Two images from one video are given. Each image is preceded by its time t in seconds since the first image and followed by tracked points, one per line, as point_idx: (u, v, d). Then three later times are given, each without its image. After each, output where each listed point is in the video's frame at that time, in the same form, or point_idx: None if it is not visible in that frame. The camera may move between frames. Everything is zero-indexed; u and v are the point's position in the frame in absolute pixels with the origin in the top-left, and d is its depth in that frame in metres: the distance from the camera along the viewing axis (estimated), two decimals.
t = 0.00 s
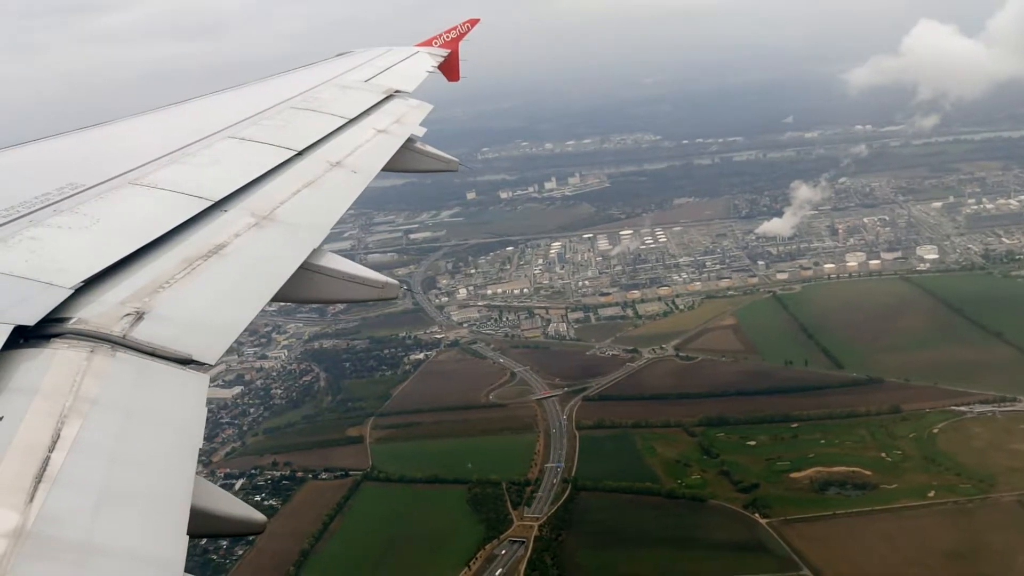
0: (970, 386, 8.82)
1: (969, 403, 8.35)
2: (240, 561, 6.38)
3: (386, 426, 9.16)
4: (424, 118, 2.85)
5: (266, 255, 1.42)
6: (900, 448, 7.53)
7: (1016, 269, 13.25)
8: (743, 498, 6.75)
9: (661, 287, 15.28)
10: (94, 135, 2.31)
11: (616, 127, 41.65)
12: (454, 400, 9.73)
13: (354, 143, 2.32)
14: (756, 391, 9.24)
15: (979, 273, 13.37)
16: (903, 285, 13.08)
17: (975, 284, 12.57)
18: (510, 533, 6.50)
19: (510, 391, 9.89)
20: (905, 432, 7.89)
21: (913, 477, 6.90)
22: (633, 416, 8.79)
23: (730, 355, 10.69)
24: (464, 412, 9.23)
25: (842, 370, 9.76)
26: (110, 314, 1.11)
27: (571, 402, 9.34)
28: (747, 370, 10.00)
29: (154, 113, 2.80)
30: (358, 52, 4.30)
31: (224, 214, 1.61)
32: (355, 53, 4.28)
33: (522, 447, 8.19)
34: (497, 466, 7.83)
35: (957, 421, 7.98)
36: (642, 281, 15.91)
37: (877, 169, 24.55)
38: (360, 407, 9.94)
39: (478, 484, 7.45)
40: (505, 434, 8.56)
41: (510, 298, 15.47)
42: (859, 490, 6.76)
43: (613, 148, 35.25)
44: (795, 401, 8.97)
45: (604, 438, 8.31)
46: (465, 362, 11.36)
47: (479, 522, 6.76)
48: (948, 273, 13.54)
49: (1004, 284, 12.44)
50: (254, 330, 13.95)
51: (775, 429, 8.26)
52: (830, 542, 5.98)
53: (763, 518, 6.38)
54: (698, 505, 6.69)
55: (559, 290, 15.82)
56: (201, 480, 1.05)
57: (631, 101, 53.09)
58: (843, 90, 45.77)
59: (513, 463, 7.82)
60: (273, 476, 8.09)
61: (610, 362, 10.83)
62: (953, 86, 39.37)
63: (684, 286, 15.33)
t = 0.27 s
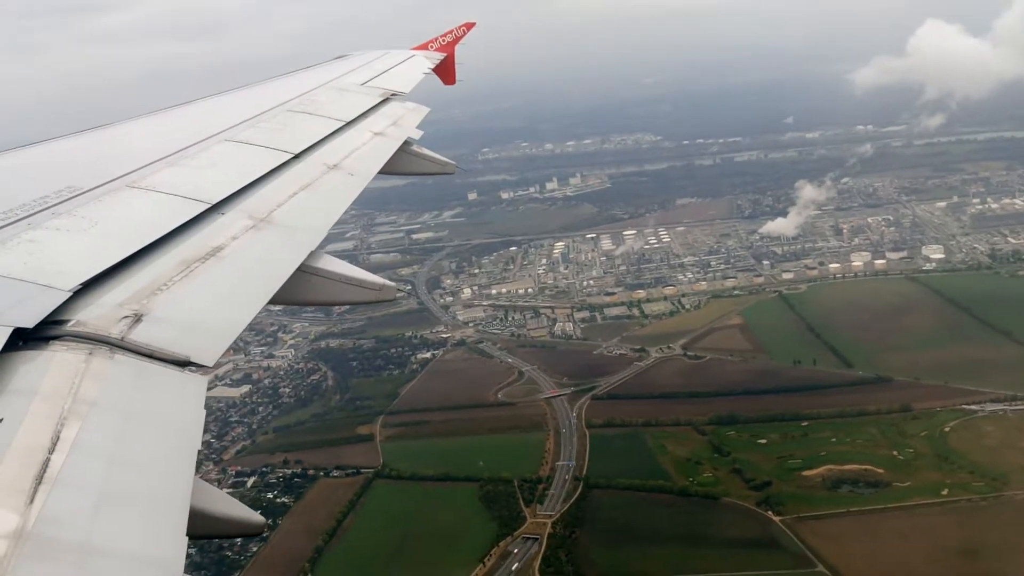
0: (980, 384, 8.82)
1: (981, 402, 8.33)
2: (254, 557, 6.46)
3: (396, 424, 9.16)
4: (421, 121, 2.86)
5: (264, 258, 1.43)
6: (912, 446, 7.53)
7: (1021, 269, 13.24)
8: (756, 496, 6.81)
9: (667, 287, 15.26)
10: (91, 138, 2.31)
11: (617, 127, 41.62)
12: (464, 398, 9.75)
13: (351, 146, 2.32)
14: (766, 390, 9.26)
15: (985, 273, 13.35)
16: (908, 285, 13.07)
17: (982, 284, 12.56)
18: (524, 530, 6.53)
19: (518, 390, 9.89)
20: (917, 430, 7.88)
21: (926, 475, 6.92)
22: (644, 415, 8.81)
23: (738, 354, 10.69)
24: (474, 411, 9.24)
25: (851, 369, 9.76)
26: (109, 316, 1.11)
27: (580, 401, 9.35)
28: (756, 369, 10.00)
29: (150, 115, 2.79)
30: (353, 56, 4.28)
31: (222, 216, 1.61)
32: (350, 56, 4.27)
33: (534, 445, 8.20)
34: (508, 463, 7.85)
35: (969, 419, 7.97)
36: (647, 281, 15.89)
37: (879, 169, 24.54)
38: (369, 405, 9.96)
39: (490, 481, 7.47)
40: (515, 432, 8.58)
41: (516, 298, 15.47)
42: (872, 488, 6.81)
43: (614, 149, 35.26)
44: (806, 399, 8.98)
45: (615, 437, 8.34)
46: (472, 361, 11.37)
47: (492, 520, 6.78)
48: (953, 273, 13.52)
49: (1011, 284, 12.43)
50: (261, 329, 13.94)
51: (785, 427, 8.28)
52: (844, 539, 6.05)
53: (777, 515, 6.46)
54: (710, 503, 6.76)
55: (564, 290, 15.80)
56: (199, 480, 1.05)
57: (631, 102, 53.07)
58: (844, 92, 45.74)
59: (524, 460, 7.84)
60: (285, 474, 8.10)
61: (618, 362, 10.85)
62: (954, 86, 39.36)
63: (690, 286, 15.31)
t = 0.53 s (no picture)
0: (990, 379, 8.81)
1: (991, 397, 8.32)
2: (268, 548, 6.47)
3: (407, 416, 9.19)
4: (422, 120, 2.86)
5: (263, 257, 1.42)
6: (923, 441, 7.52)
7: None
8: (769, 488, 6.85)
9: (675, 282, 15.26)
10: (93, 136, 2.31)
11: (622, 123, 41.57)
12: (474, 391, 9.78)
13: (352, 145, 2.32)
14: (775, 384, 9.28)
15: (994, 269, 13.31)
16: (916, 281, 13.06)
17: (991, 281, 12.52)
18: (537, 522, 6.60)
19: (529, 382, 9.93)
20: (927, 425, 7.89)
21: (937, 469, 6.87)
22: (655, 409, 8.85)
23: (747, 349, 10.71)
24: (485, 404, 9.28)
25: (861, 364, 9.77)
26: (109, 314, 1.11)
27: (591, 394, 9.40)
28: (765, 363, 10.03)
29: (153, 113, 2.79)
30: (355, 54, 4.25)
31: (223, 215, 1.61)
32: (352, 55, 4.26)
33: (546, 438, 8.26)
34: (520, 456, 7.91)
35: (979, 414, 7.96)
36: (656, 276, 15.88)
37: (886, 166, 24.48)
38: (380, 397, 9.97)
39: (502, 474, 7.54)
40: (527, 425, 8.64)
41: (524, 292, 15.46)
42: (884, 481, 6.77)
43: (619, 144, 35.23)
44: (816, 392, 9.00)
45: (626, 430, 8.38)
46: (482, 355, 11.39)
47: (506, 511, 6.85)
48: (961, 269, 13.50)
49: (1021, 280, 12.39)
50: (269, 321, 13.97)
51: (796, 421, 8.31)
52: (856, 531, 6.04)
53: (790, 507, 6.46)
54: (722, 495, 6.80)
55: (572, 284, 15.80)
56: (200, 481, 1.05)
57: (636, 98, 52.99)
58: (849, 88, 45.64)
59: (535, 454, 7.92)
60: (297, 465, 8.16)
61: (628, 356, 10.87)
62: (961, 83, 39.20)
63: (698, 281, 15.31)
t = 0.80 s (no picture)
0: (1003, 373, 8.79)
1: (1005, 391, 8.30)
2: (285, 541, 6.49)
3: (421, 410, 9.22)
4: (425, 122, 2.86)
5: (266, 259, 1.42)
6: (937, 435, 7.53)
7: None
8: (786, 482, 6.90)
9: (684, 277, 15.22)
10: (97, 139, 2.32)
11: (628, 118, 41.52)
12: (487, 385, 9.80)
13: (355, 148, 2.32)
14: (788, 377, 9.28)
15: (1004, 264, 13.26)
16: (926, 276, 13.00)
17: (1002, 275, 12.47)
18: (554, 514, 6.61)
19: (541, 377, 9.96)
20: (941, 419, 7.89)
21: (953, 464, 6.89)
22: (669, 403, 8.87)
23: (759, 343, 10.70)
24: (498, 398, 9.30)
25: (873, 358, 9.74)
26: (112, 318, 1.11)
27: (604, 389, 9.43)
28: (777, 357, 10.01)
29: (156, 115, 2.79)
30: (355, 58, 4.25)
31: (226, 218, 1.61)
32: (356, 58, 4.26)
33: (560, 432, 8.28)
34: (535, 450, 7.93)
35: (993, 409, 7.95)
36: (665, 270, 15.85)
37: (894, 161, 24.38)
38: (392, 391, 10.00)
39: (518, 466, 7.56)
40: (541, 419, 8.67)
41: (533, 287, 15.46)
42: (900, 475, 6.80)
43: (624, 139, 35.20)
44: (829, 386, 9.00)
45: (640, 423, 8.42)
46: (493, 349, 11.40)
47: (524, 503, 6.88)
48: (971, 265, 13.44)
49: None
50: (280, 315, 14.00)
51: (810, 414, 8.32)
52: (874, 525, 6.10)
53: (806, 501, 6.53)
54: (739, 488, 6.85)
55: (581, 279, 15.76)
56: (205, 483, 1.05)
57: (642, 93, 52.88)
58: (855, 84, 45.45)
59: (551, 447, 7.93)
60: (312, 458, 8.15)
61: (639, 350, 10.87)
62: (968, 79, 39.00)
63: (708, 275, 15.26)
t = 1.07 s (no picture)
0: (1013, 366, 8.79)
1: (1014, 383, 8.31)
2: (298, 530, 6.49)
3: (430, 401, 9.23)
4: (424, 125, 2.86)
5: (265, 263, 1.42)
6: (947, 427, 7.56)
7: None
8: (796, 472, 6.94)
9: (690, 270, 15.18)
10: (96, 143, 2.32)
11: (629, 112, 41.47)
12: (495, 377, 9.81)
13: (354, 151, 2.32)
14: (796, 370, 9.29)
15: (1011, 258, 13.24)
16: (932, 269, 12.99)
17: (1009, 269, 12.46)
18: (567, 504, 6.64)
19: (549, 369, 9.98)
20: (950, 411, 7.91)
21: (963, 455, 6.95)
22: (677, 395, 8.89)
23: (767, 336, 10.70)
24: (507, 389, 9.32)
25: (881, 351, 9.74)
26: (111, 321, 1.11)
27: (612, 380, 9.45)
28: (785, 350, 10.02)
29: (156, 119, 2.80)
30: (355, 61, 4.24)
31: (224, 221, 1.61)
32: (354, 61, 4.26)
33: (570, 422, 8.29)
34: (546, 441, 7.92)
35: (1002, 401, 7.97)
36: (671, 264, 15.80)
37: (898, 155, 24.32)
38: (401, 382, 9.99)
39: (529, 457, 7.55)
40: (550, 410, 8.68)
41: (539, 280, 15.42)
42: (910, 466, 6.85)
43: (625, 133, 35.18)
44: (837, 378, 9.01)
45: (650, 415, 8.44)
46: (500, 342, 11.39)
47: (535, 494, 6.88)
48: (977, 258, 13.42)
49: None
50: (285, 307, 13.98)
51: (819, 407, 8.34)
52: (886, 514, 6.15)
53: (817, 492, 6.59)
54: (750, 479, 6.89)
55: (586, 272, 15.71)
56: (206, 486, 1.05)
57: (643, 87, 52.78)
58: (857, 78, 45.38)
59: (562, 438, 7.91)
60: (323, 448, 8.13)
61: (647, 343, 10.87)
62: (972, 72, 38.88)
63: (714, 268, 15.23)
